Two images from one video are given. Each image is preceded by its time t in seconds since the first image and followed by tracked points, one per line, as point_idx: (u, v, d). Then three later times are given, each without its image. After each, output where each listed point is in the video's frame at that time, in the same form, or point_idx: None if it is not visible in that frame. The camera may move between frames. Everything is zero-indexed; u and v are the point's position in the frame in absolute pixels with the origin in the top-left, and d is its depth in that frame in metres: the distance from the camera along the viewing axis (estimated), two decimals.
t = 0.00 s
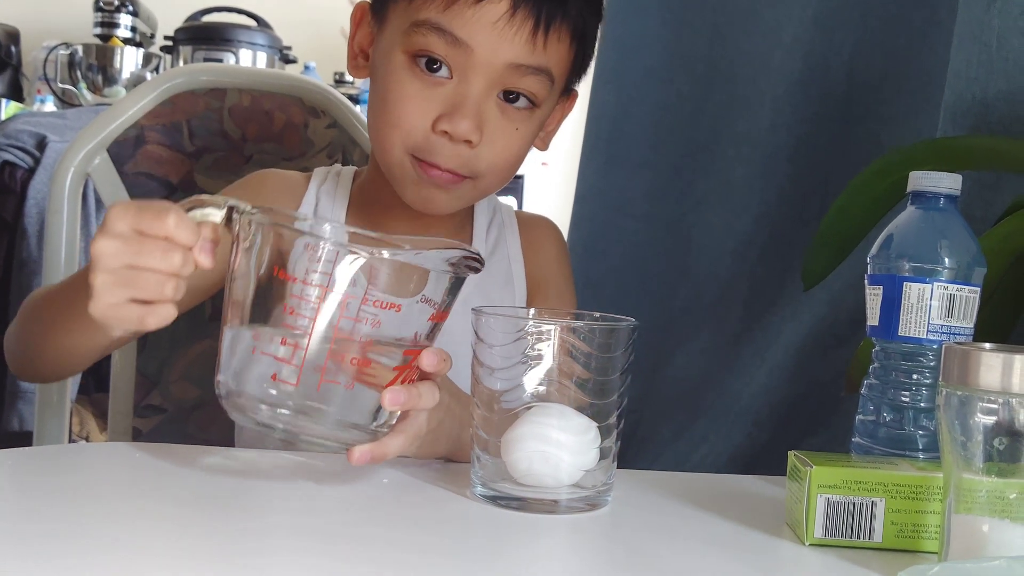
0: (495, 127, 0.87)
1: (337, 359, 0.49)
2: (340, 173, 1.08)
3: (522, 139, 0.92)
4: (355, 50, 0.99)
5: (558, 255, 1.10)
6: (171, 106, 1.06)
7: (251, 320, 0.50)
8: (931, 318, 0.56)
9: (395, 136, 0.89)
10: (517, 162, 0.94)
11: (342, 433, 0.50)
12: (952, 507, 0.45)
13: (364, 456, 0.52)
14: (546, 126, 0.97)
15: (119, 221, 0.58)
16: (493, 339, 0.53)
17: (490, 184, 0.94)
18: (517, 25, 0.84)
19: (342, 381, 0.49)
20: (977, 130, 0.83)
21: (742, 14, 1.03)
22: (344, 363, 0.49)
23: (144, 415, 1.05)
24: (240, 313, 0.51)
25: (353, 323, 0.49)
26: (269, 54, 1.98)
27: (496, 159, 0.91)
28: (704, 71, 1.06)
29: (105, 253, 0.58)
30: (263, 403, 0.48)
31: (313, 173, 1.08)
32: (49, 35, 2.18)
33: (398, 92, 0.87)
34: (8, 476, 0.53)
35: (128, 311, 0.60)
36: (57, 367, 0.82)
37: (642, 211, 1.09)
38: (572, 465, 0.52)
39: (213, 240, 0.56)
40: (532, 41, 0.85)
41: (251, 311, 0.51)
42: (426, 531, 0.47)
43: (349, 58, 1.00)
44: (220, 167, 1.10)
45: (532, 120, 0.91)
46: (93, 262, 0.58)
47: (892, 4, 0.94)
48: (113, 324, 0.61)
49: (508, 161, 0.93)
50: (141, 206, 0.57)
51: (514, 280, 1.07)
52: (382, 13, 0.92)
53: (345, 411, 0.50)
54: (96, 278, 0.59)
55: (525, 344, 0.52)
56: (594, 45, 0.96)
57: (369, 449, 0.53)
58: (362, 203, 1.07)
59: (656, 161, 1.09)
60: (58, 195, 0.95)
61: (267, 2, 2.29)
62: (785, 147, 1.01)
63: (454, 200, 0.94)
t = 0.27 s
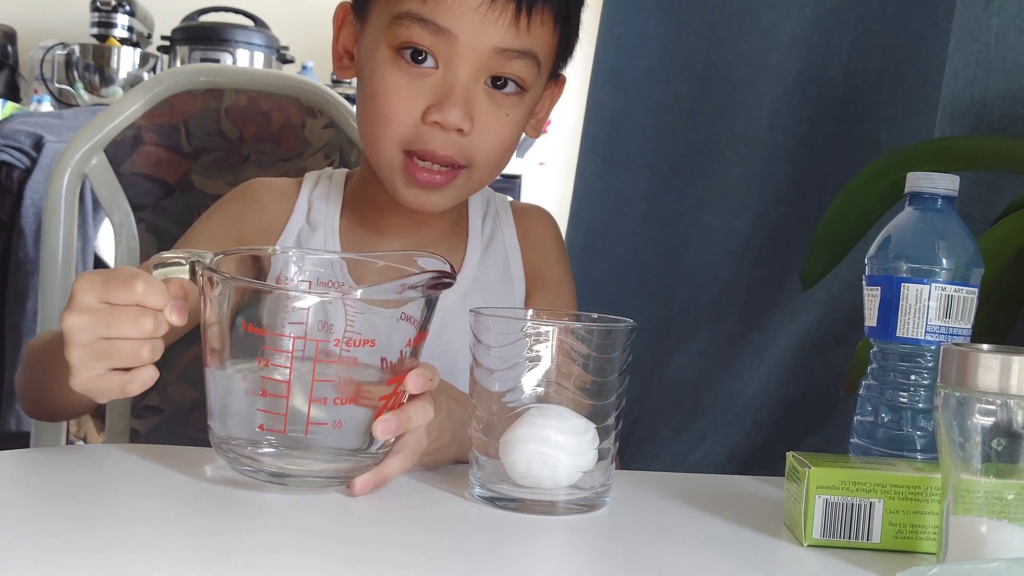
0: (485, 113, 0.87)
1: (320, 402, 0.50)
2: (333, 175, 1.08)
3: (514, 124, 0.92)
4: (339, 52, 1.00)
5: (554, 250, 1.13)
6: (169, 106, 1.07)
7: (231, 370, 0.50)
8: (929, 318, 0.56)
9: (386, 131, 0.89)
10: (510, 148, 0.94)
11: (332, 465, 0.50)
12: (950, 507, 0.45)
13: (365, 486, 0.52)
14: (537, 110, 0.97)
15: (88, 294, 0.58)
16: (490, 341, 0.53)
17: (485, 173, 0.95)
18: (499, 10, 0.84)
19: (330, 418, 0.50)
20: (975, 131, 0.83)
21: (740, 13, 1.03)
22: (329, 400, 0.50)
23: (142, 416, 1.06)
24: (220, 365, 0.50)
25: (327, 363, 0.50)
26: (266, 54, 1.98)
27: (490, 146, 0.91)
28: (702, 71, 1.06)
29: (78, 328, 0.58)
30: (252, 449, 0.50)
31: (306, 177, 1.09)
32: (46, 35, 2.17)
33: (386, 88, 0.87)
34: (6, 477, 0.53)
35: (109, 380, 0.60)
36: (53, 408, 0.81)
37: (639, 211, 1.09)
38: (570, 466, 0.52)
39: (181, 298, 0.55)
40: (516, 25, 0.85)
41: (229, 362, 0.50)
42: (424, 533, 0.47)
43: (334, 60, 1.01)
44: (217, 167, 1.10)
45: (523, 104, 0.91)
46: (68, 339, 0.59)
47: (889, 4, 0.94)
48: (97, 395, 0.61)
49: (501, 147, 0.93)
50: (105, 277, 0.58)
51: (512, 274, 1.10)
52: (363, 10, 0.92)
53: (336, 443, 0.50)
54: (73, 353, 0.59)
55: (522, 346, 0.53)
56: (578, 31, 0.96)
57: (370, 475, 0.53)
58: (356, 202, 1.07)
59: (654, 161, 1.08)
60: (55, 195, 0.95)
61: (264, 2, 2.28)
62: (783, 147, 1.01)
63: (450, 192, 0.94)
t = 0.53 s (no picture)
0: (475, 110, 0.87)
1: (316, 410, 0.50)
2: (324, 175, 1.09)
3: (506, 121, 0.92)
4: (326, 52, 1.00)
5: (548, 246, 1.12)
6: (167, 106, 1.07)
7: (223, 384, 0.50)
8: (927, 320, 0.56)
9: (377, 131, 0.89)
10: (503, 144, 0.95)
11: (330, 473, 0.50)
12: (948, 509, 0.45)
13: (366, 492, 0.52)
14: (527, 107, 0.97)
15: (78, 315, 0.58)
16: (490, 342, 0.53)
17: (478, 171, 0.95)
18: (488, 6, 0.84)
19: (326, 430, 0.50)
20: (973, 132, 0.83)
21: (737, 14, 1.03)
22: (324, 412, 0.50)
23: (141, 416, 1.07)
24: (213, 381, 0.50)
25: (321, 371, 0.50)
26: (264, 54, 1.98)
27: (482, 143, 0.91)
28: (700, 72, 1.06)
29: (70, 349, 0.58)
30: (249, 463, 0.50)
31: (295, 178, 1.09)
32: (44, 35, 2.17)
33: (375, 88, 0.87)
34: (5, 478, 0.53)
35: (101, 403, 0.58)
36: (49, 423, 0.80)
37: (637, 212, 1.09)
38: (570, 467, 0.52)
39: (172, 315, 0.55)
40: (505, 20, 0.85)
41: (222, 376, 0.50)
42: (424, 534, 0.47)
43: (320, 60, 1.01)
44: (216, 168, 1.11)
45: (513, 100, 0.91)
46: (58, 361, 0.58)
47: (887, 5, 0.94)
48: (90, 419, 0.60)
49: (495, 143, 0.93)
50: (95, 296, 0.58)
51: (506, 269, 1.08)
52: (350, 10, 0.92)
53: (333, 453, 0.50)
54: (65, 375, 0.58)
55: (521, 347, 0.53)
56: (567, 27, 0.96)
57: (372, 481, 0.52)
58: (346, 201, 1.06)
59: (651, 162, 1.09)
60: (54, 195, 0.95)
61: (263, 2, 2.28)
62: (781, 148, 1.01)
63: (443, 192, 0.94)
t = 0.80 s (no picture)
0: (471, 117, 0.88)
1: (314, 411, 0.50)
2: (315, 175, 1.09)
3: (501, 125, 0.92)
4: (318, 53, 1.00)
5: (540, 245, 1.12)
6: (166, 106, 1.07)
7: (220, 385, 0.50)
8: (925, 320, 0.56)
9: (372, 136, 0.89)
10: (498, 148, 0.95)
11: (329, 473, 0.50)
12: (946, 508, 0.45)
13: (366, 492, 0.52)
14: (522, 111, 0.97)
15: (73, 323, 0.58)
16: (487, 341, 0.53)
17: (474, 175, 0.95)
18: (483, 12, 0.84)
19: (325, 430, 0.50)
20: (970, 132, 0.83)
21: (735, 14, 1.03)
22: (322, 414, 0.50)
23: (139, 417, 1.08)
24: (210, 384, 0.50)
25: (317, 373, 0.50)
26: (262, 54, 1.98)
27: (477, 148, 0.91)
28: (697, 72, 1.06)
29: (66, 357, 0.58)
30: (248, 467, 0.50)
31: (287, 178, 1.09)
32: (41, 35, 2.16)
33: (370, 93, 0.87)
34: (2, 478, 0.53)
35: (98, 408, 0.59)
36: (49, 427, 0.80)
37: (634, 212, 1.09)
38: (567, 467, 0.52)
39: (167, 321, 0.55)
40: (500, 25, 0.85)
41: (219, 376, 0.50)
42: (421, 534, 0.47)
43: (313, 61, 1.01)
44: (213, 168, 1.11)
45: (508, 105, 0.91)
46: (55, 369, 0.59)
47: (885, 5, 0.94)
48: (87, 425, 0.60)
49: (490, 148, 0.93)
50: (89, 305, 0.58)
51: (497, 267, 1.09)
52: (343, 13, 0.92)
53: (333, 453, 0.50)
54: (62, 381, 0.59)
55: (519, 347, 0.53)
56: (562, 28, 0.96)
57: (371, 481, 0.52)
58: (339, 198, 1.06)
59: (649, 162, 1.08)
60: (52, 194, 0.95)
61: (261, 2, 2.28)
62: (779, 148, 1.01)
63: (438, 197, 0.94)
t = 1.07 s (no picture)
0: (475, 116, 0.88)
1: (316, 406, 0.50)
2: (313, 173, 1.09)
3: (504, 124, 0.92)
4: (314, 53, 1.00)
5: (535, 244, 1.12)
6: (165, 106, 1.06)
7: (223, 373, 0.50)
8: (923, 320, 0.56)
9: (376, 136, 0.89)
10: (501, 147, 0.95)
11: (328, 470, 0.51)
12: (944, 509, 0.45)
13: (364, 487, 0.52)
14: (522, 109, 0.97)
15: (78, 303, 0.57)
16: (486, 342, 0.53)
17: (477, 175, 0.95)
18: (487, 11, 0.84)
19: (323, 426, 0.50)
20: (969, 132, 0.83)
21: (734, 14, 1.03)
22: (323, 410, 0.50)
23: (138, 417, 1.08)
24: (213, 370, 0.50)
25: (321, 370, 0.50)
26: (261, 53, 1.98)
27: (481, 147, 0.91)
28: (697, 72, 1.06)
29: (70, 337, 0.57)
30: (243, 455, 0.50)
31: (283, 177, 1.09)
32: (40, 34, 2.16)
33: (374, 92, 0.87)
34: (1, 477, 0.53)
35: (100, 389, 0.58)
36: (46, 413, 0.80)
37: (633, 211, 1.09)
38: (566, 467, 0.52)
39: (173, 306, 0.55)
40: (504, 24, 0.85)
41: (222, 365, 0.50)
42: (420, 534, 0.47)
43: (309, 60, 1.01)
44: (212, 167, 1.11)
45: (511, 104, 0.91)
46: (59, 348, 0.58)
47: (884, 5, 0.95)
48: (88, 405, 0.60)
49: (493, 147, 0.93)
50: (93, 284, 0.57)
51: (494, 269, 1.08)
52: (344, 12, 0.92)
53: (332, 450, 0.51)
54: (65, 361, 0.58)
55: (517, 347, 0.53)
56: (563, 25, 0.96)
57: (367, 477, 0.53)
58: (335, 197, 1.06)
59: (649, 162, 1.08)
60: (50, 195, 0.95)
61: (259, 2, 2.28)
62: (778, 148, 1.01)
63: (441, 196, 0.94)
